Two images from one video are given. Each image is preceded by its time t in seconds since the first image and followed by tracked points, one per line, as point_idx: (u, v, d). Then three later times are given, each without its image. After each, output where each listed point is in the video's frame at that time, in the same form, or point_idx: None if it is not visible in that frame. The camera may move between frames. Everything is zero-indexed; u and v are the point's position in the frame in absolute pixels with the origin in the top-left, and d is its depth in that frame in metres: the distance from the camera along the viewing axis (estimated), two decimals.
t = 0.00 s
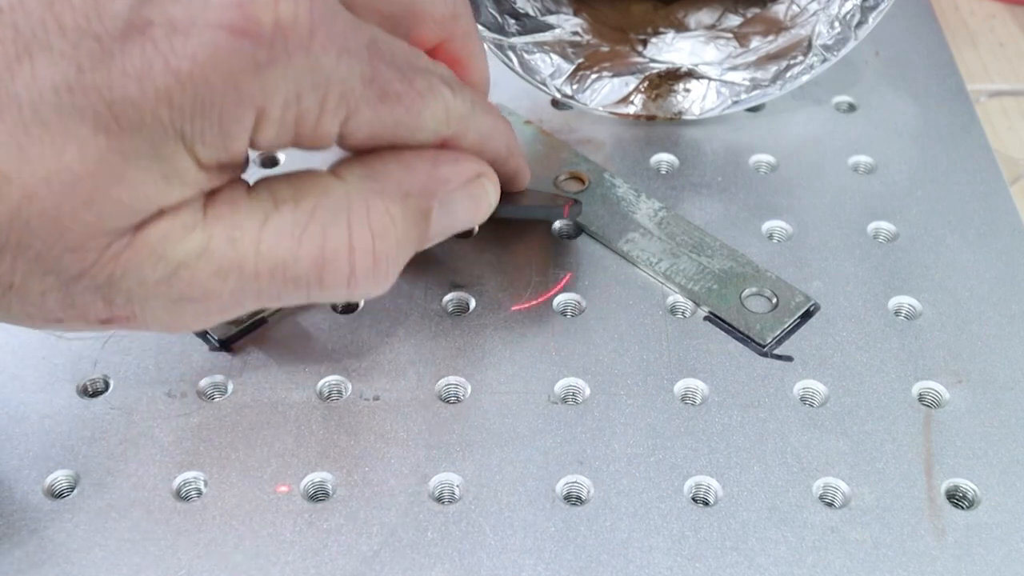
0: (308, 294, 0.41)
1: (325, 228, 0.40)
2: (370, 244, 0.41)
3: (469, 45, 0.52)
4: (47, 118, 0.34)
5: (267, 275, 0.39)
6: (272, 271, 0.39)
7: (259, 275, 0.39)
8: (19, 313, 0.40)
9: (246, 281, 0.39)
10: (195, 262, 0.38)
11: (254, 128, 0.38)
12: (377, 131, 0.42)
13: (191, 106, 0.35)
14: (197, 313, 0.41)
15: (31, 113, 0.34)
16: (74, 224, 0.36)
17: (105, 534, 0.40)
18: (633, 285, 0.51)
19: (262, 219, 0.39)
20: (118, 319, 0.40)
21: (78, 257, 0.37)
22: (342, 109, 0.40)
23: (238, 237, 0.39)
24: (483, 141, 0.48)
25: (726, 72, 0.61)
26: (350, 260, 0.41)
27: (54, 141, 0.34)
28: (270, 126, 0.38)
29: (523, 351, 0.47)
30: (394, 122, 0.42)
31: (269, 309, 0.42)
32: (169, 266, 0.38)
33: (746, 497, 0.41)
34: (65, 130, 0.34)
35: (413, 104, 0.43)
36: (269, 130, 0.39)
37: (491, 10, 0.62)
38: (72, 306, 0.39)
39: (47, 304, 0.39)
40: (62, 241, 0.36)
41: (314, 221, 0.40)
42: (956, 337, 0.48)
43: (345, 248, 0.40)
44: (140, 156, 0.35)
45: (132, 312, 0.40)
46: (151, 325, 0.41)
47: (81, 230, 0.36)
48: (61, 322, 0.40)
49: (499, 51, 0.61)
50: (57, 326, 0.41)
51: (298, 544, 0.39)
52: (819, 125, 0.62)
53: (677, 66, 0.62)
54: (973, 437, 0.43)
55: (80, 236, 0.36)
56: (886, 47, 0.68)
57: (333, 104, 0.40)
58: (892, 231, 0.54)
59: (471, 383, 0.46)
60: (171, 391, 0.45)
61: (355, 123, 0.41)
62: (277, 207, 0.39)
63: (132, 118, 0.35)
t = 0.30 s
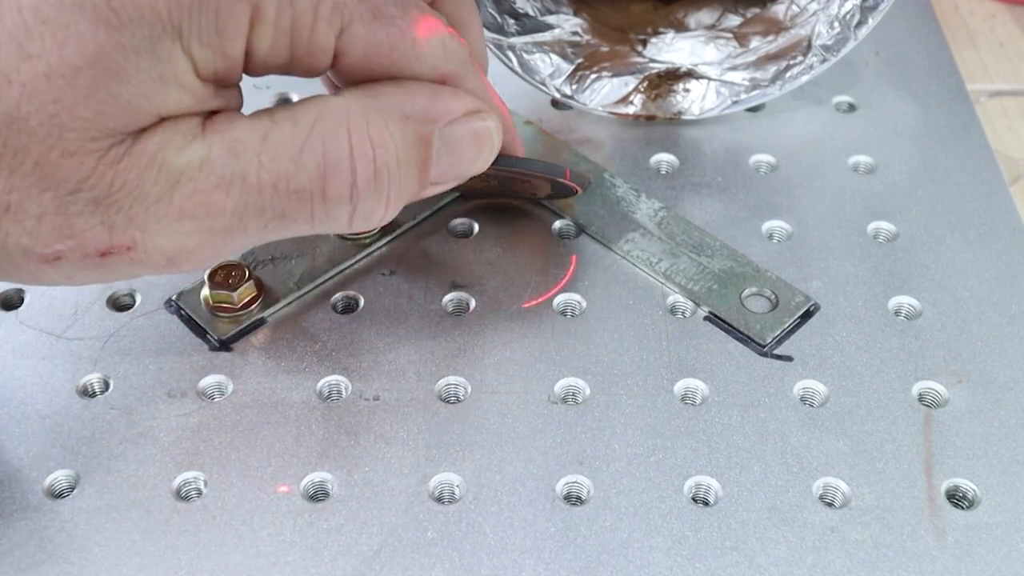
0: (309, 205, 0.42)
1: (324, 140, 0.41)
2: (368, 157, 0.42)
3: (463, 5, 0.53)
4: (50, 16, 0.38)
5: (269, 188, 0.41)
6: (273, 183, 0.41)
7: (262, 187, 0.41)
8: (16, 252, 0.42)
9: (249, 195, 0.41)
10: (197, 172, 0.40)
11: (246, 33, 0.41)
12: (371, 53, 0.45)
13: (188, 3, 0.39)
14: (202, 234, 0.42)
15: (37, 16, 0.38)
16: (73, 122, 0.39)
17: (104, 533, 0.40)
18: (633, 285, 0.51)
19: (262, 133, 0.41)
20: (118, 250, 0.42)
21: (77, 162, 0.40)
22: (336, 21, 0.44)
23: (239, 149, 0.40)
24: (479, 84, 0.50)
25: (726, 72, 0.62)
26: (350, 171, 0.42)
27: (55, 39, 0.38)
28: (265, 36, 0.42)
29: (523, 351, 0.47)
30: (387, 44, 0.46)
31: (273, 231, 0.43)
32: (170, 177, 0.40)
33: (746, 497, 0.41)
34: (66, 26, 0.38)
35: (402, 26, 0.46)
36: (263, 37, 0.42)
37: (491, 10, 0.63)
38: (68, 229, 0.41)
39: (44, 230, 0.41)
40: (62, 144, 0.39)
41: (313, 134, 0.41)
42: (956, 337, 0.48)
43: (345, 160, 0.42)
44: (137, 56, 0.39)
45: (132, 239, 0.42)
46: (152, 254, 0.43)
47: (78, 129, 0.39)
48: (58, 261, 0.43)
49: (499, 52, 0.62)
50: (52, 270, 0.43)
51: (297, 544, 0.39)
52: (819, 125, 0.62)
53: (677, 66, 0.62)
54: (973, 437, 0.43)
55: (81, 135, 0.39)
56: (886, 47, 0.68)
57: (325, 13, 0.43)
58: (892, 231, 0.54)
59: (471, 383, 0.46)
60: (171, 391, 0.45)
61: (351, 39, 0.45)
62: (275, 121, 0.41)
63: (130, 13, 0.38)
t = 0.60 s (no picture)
0: (315, 184, 0.43)
1: (331, 118, 0.42)
2: (375, 137, 0.43)
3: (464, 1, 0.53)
4: None
5: (276, 164, 0.41)
6: (281, 159, 0.41)
7: (269, 163, 0.41)
8: (14, 230, 0.42)
9: (256, 171, 0.41)
10: (203, 146, 0.41)
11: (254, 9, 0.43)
12: (375, 36, 0.47)
13: None
14: (206, 209, 0.42)
15: None
16: (79, 89, 0.39)
17: (104, 533, 0.40)
18: (633, 285, 0.51)
19: (269, 111, 0.41)
20: (121, 227, 0.42)
21: (82, 131, 0.40)
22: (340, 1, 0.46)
23: (246, 124, 0.41)
24: (480, 76, 0.51)
25: (715, 72, 0.61)
26: (357, 150, 0.42)
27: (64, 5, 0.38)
28: (271, 11, 0.44)
29: (523, 351, 0.47)
30: (392, 29, 0.47)
31: (278, 209, 0.43)
32: (176, 149, 0.41)
33: (746, 497, 0.41)
34: None
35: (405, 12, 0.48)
36: (269, 13, 0.44)
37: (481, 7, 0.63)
38: (70, 203, 0.41)
39: (45, 204, 0.41)
40: (67, 111, 0.39)
41: (320, 112, 0.42)
42: (956, 337, 0.48)
43: (352, 138, 0.42)
44: (146, 27, 0.39)
45: (135, 214, 0.42)
46: (155, 231, 0.43)
47: (84, 99, 0.39)
48: (58, 238, 0.43)
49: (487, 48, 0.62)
50: (50, 248, 0.43)
51: (298, 544, 0.39)
52: (819, 125, 0.62)
53: (666, 65, 0.62)
54: (973, 437, 0.43)
55: (87, 103, 0.39)
56: (886, 47, 0.68)
57: None
58: (892, 231, 0.54)
59: (471, 383, 0.46)
60: (171, 391, 0.45)
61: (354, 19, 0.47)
62: (282, 100, 0.42)
63: None
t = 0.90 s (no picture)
0: (319, 163, 0.43)
1: (334, 97, 0.42)
2: (378, 117, 0.43)
3: None
4: None
5: (280, 143, 0.42)
6: (284, 138, 0.42)
7: (273, 141, 0.42)
8: (18, 209, 0.42)
9: (260, 149, 0.42)
10: (208, 124, 0.41)
11: None
12: (378, 20, 0.48)
13: None
14: (211, 187, 0.42)
15: None
16: (85, 66, 0.39)
17: (104, 533, 0.40)
18: (633, 285, 0.51)
19: (273, 91, 0.42)
20: (125, 206, 0.43)
21: (87, 108, 0.40)
22: None
23: (250, 103, 0.41)
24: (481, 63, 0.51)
25: (711, 69, 0.61)
26: (361, 129, 0.43)
27: None
28: None
29: (523, 351, 0.47)
30: (394, 13, 0.48)
31: (282, 188, 0.44)
32: (181, 127, 0.41)
33: (746, 497, 0.41)
34: None
35: None
36: None
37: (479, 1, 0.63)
38: (74, 181, 0.41)
39: (49, 182, 0.41)
40: (71, 88, 0.39)
41: (323, 92, 0.42)
42: (957, 337, 0.48)
43: (355, 117, 0.42)
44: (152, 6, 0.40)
45: (140, 192, 0.42)
46: (160, 209, 0.43)
47: (89, 76, 0.39)
48: (61, 218, 0.43)
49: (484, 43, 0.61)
50: (54, 229, 0.43)
51: (298, 544, 0.39)
52: (819, 124, 0.62)
53: (664, 62, 0.62)
54: (973, 437, 0.43)
55: (91, 81, 0.39)
56: (886, 47, 0.68)
57: None
58: (892, 231, 0.54)
59: (471, 383, 0.46)
60: (171, 391, 0.45)
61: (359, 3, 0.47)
62: (285, 80, 0.42)
63: None
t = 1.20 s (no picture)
0: (321, 153, 0.43)
1: (336, 87, 0.42)
2: (380, 108, 0.43)
3: None
4: None
5: (283, 133, 0.42)
6: (287, 128, 0.42)
7: (275, 131, 0.42)
8: (21, 199, 0.42)
9: (263, 138, 0.42)
10: (212, 113, 0.41)
11: None
12: (380, 13, 0.48)
13: None
14: (213, 176, 0.42)
15: None
16: (89, 54, 0.39)
17: (104, 533, 0.40)
18: (633, 285, 0.51)
19: (275, 81, 0.42)
20: (128, 194, 0.43)
21: (91, 96, 0.39)
22: None
23: (253, 93, 0.41)
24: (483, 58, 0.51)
25: (712, 68, 0.62)
26: (362, 119, 0.43)
27: None
28: None
29: (523, 351, 0.47)
30: (397, 6, 0.48)
31: (284, 178, 0.44)
32: (185, 115, 0.41)
33: (746, 497, 0.41)
34: None
35: None
36: None
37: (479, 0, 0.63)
38: (77, 169, 0.41)
39: (52, 171, 0.41)
40: (75, 75, 0.39)
41: (325, 82, 0.42)
42: (956, 338, 0.48)
43: (357, 107, 0.43)
44: None
45: (143, 181, 0.42)
46: (162, 199, 0.43)
47: (94, 65, 0.39)
48: (64, 207, 0.43)
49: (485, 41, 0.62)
50: (56, 218, 0.43)
51: (298, 543, 0.39)
52: (819, 124, 0.62)
53: (665, 61, 0.62)
54: (973, 437, 0.43)
55: (96, 69, 0.39)
56: (886, 47, 0.68)
57: None
58: (892, 231, 0.54)
59: (471, 383, 0.46)
60: (171, 391, 0.45)
61: None
62: (287, 71, 0.42)
63: None
